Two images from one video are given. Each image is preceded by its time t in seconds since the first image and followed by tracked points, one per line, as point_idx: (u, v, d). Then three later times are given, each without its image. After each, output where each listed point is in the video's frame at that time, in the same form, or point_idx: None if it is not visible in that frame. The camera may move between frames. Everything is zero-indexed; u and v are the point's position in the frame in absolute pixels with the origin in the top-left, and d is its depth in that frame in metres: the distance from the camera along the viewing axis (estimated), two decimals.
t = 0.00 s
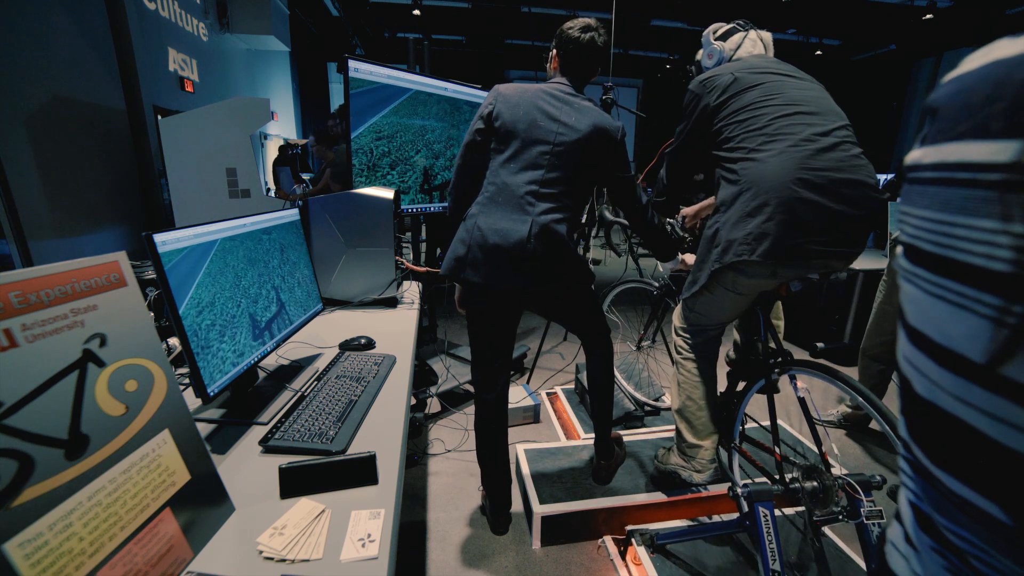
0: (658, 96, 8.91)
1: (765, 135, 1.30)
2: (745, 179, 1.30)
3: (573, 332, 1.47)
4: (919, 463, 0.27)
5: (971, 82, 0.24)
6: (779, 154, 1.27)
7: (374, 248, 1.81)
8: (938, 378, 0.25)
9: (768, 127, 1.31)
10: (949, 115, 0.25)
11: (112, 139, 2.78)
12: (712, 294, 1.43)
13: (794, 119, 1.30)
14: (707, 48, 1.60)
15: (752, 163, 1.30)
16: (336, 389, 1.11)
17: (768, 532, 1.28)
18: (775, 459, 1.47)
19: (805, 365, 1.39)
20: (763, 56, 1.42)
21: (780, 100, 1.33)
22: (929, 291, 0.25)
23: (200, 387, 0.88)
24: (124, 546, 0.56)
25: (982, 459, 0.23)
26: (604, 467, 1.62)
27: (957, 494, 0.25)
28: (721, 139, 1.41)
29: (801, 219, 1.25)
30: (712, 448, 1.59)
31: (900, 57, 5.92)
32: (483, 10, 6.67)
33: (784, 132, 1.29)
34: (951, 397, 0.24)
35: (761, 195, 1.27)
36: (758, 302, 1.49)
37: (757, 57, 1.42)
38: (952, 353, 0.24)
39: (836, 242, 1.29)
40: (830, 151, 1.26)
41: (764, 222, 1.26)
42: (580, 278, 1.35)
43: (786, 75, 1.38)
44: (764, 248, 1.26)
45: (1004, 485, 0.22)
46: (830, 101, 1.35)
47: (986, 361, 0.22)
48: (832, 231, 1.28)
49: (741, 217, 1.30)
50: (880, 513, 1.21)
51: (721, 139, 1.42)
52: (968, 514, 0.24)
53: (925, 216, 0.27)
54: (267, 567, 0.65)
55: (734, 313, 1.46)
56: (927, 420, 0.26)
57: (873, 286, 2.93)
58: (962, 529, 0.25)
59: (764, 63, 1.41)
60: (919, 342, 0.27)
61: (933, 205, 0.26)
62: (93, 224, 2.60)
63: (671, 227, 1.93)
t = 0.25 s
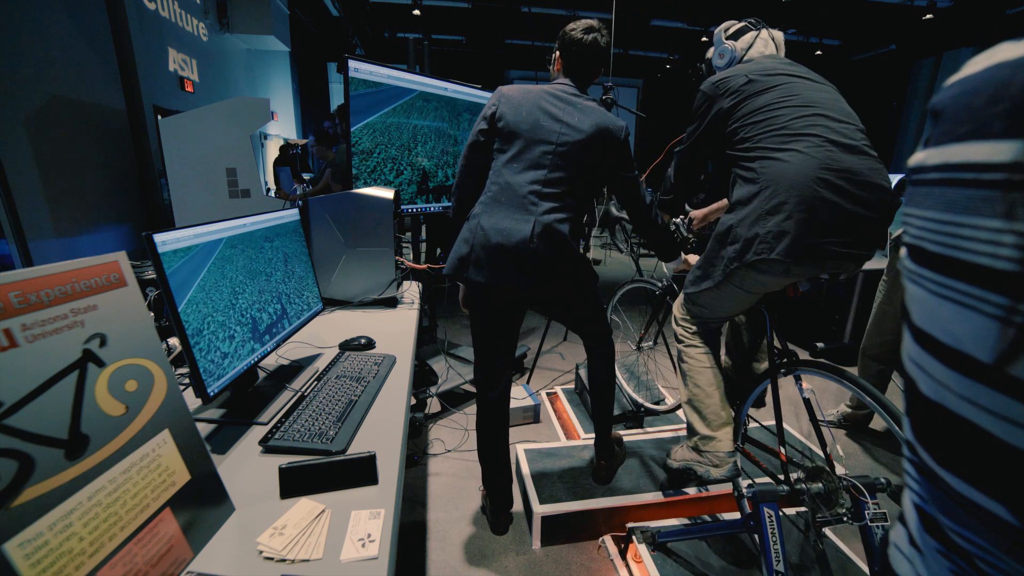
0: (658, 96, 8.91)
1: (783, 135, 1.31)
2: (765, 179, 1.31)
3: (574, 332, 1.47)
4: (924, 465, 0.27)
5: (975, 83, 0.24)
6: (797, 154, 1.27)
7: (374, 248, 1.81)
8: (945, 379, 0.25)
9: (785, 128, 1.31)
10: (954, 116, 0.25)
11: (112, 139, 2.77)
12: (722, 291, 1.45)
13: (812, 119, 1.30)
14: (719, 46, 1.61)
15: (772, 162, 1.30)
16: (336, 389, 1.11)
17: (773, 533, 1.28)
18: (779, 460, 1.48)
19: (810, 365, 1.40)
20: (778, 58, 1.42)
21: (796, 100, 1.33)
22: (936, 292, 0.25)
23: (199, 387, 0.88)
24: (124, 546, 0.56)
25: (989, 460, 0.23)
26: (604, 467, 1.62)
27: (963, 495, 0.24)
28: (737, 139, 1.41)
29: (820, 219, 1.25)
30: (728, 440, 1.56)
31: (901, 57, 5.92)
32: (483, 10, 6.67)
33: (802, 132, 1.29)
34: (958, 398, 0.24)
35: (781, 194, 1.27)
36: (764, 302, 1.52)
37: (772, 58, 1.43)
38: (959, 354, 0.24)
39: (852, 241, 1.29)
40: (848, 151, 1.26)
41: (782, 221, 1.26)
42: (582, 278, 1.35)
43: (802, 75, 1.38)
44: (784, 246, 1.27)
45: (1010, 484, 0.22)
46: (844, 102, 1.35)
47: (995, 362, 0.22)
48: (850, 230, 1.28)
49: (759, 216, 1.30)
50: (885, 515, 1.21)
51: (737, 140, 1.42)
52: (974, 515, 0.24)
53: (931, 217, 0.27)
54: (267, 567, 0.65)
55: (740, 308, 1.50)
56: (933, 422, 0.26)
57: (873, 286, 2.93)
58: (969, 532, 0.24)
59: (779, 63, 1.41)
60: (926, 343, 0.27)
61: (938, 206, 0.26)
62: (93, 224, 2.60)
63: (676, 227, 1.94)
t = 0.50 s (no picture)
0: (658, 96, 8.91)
1: (778, 131, 1.31)
2: (761, 175, 1.31)
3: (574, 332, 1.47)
4: (928, 466, 0.27)
5: (978, 83, 0.24)
6: (793, 150, 1.28)
7: (374, 248, 1.81)
8: (949, 379, 0.25)
9: (780, 123, 1.32)
10: (956, 116, 0.25)
11: (112, 139, 2.77)
12: (718, 283, 1.45)
13: (806, 116, 1.31)
14: (707, 43, 1.61)
15: (768, 158, 1.31)
16: (336, 389, 1.11)
17: (772, 532, 1.28)
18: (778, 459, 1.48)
19: (808, 365, 1.40)
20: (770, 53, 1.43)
21: (790, 96, 1.34)
22: (939, 292, 0.25)
23: (200, 387, 0.88)
24: (124, 547, 0.56)
25: (992, 460, 0.23)
26: (604, 467, 1.62)
27: (966, 496, 0.24)
28: (731, 136, 1.41)
29: (813, 215, 1.27)
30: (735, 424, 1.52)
31: (901, 57, 5.92)
32: (483, 10, 6.66)
33: (796, 129, 1.30)
34: (963, 398, 0.24)
35: (778, 189, 1.27)
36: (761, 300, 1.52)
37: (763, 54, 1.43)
38: (963, 353, 0.24)
39: (843, 235, 1.32)
40: (840, 148, 1.28)
41: (780, 216, 1.27)
42: (584, 278, 1.35)
43: (794, 71, 1.39)
44: (782, 242, 1.27)
45: (1013, 483, 0.22)
46: (834, 99, 1.37)
47: (999, 361, 0.22)
48: (841, 225, 1.31)
49: (757, 211, 1.30)
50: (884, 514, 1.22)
51: (730, 136, 1.42)
52: (978, 516, 0.24)
53: (933, 216, 0.27)
54: (267, 567, 0.65)
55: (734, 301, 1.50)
56: (936, 422, 0.26)
57: (873, 287, 2.93)
58: (973, 533, 0.24)
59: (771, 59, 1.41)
60: (929, 343, 0.26)
61: (940, 205, 0.26)
62: (93, 224, 2.60)
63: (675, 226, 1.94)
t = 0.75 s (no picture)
0: (658, 96, 8.91)
1: (766, 138, 1.32)
2: (751, 181, 1.31)
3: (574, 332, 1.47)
4: (930, 467, 0.27)
5: (979, 83, 0.24)
6: (782, 156, 1.28)
7: (374, 248, 1.81)
8: (952, 379, 0.25)
9: (768, 130, 1.32)
10: (956, 118, 0.25)
11: (112, 139, 2.77)
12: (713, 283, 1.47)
13: (793, 122, 1.31)
14: (691, 47, 1.63)
15: (757, 164, 1.31)
16: (336, 389, 1.11)
17: (767, 531, 1.27)
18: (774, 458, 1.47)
19: (805, 365, 1.40)
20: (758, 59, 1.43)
21: (778, 102, 1.34)
22: (943, 291, 0.25)
23: (199, 387, 0.88)
24: (124, 547, 0.56)
25: (992, 459, 0.23)
26: (604, 467, 1.62)
27: (969, 497, 0.24)
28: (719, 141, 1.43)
29: (803, 220, 1.27)
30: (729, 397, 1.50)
31: (901, 57, 5.93)
32: (483, 10, 6.67)
33: (784, 134, 1.30)
34: (966, 398, 0.24)
35: (768, 196, 1.27)
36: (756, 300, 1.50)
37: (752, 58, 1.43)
38: (966, 354, 0.24)
39: (832, 242, 1.33)
40: (829, 154, 1.29)
41: (770, 222, 1.27)
42: (583, 278, 1.35)
43: (782, 76, 1.39)
44: (771, 248, 1.28)
45: (1013, 483, 0.22)
46: (823, 104, 1.37)
47: (1003, 360, 0.22)
48: (829, 232, 1.31)
49: (746, 217, 1.31)
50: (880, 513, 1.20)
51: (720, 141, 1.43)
52: (980, 516, 0.24)
53: (935, 216, 0.27)
54: (268, 567, 0.65)
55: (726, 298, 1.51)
56: (939, 422, 0.26)
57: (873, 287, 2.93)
58: (974, 533, 0.24)
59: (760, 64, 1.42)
60: (932, 343, 0.26)
61: (942, 205, 0.26)
62: (93, 224, 2.60)
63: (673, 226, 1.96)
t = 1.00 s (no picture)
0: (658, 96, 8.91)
1: (765, 140, 1.32)
2: (752, 183, 1.31)
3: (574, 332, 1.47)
4: (928, 467, 0.27)
5: (975, 83, 0.24)
6: (782, 158, 1.28)
7: (374, 248, 1.81)
8: (949, 379, 0.25)
9: (766, 132, 1.32)
10: (953, 117, 0.25)
11: (112, 139, 2.77)
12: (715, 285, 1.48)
13: (791, 123, 1.31)
14: (681, 51, 1.62)
15: (757, 166, 1.31)
16: (336, 389, 1.11)
17: (767, 532, 1.27)
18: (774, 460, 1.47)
19: (806, 366, 1.40)
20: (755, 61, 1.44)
21: (775, 103, 1.34)
22: (940, 291, 0.25)
23: (199, 387, 0.88)
24: (124, 547, 0.56)
25: (992, 458, 0.23)
26: (604, 467, 1.61)
27: (968, 497, 0.24)
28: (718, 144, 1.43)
29: (805, 221, 1.26)
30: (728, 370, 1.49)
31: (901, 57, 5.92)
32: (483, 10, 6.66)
33: (783, 136, 1.30)
34: (962, 397, 0.24)
35: (770, 197, 1.27)
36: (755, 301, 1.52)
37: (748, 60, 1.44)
38: (963, 352, 0.24)
39: (839, 240, 1.30)
40: (830, 153, 1.28)
41: (772, 225, 1.27)
42: (582, 278, 1.34)
43: (779, 78, 1.39)
44: (773, 251, 1.28)
45: (1011, 483, 0.22)
46: (819, 103, 1.37)
47: (1000, 359, 0.22)
48: (836, 230, 1.29)
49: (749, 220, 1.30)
50: (880, 514, 1.21)
51: (718, 144, 1.43)
52: (977, 516, 0.24)
53: (932, 215, 0.27)
54: (268, 567, 0.65)
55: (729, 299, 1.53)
56: (936, 422, 0.26)
57: (873, 287, 2.93)
58: (971, 533, 0.24)
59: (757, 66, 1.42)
60: (929, 343, 0.26)
61: (938, 204, 0.26)
62: (93, 224, 2.60)
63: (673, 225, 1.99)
